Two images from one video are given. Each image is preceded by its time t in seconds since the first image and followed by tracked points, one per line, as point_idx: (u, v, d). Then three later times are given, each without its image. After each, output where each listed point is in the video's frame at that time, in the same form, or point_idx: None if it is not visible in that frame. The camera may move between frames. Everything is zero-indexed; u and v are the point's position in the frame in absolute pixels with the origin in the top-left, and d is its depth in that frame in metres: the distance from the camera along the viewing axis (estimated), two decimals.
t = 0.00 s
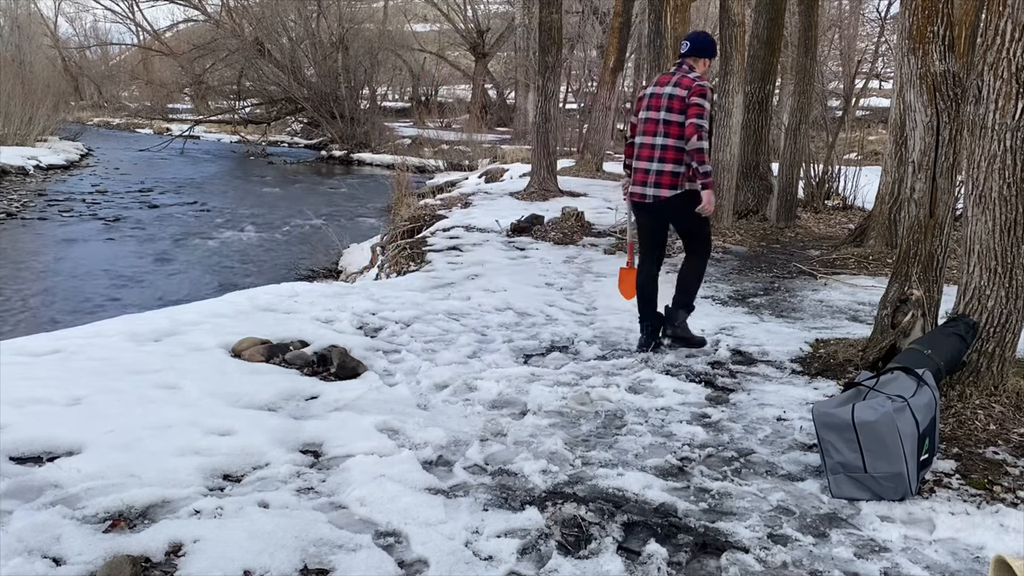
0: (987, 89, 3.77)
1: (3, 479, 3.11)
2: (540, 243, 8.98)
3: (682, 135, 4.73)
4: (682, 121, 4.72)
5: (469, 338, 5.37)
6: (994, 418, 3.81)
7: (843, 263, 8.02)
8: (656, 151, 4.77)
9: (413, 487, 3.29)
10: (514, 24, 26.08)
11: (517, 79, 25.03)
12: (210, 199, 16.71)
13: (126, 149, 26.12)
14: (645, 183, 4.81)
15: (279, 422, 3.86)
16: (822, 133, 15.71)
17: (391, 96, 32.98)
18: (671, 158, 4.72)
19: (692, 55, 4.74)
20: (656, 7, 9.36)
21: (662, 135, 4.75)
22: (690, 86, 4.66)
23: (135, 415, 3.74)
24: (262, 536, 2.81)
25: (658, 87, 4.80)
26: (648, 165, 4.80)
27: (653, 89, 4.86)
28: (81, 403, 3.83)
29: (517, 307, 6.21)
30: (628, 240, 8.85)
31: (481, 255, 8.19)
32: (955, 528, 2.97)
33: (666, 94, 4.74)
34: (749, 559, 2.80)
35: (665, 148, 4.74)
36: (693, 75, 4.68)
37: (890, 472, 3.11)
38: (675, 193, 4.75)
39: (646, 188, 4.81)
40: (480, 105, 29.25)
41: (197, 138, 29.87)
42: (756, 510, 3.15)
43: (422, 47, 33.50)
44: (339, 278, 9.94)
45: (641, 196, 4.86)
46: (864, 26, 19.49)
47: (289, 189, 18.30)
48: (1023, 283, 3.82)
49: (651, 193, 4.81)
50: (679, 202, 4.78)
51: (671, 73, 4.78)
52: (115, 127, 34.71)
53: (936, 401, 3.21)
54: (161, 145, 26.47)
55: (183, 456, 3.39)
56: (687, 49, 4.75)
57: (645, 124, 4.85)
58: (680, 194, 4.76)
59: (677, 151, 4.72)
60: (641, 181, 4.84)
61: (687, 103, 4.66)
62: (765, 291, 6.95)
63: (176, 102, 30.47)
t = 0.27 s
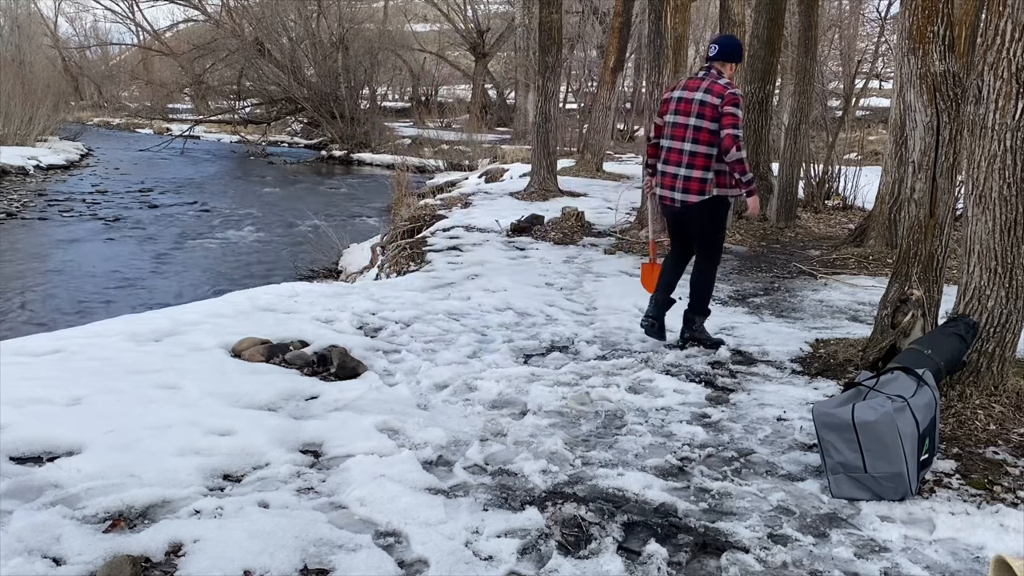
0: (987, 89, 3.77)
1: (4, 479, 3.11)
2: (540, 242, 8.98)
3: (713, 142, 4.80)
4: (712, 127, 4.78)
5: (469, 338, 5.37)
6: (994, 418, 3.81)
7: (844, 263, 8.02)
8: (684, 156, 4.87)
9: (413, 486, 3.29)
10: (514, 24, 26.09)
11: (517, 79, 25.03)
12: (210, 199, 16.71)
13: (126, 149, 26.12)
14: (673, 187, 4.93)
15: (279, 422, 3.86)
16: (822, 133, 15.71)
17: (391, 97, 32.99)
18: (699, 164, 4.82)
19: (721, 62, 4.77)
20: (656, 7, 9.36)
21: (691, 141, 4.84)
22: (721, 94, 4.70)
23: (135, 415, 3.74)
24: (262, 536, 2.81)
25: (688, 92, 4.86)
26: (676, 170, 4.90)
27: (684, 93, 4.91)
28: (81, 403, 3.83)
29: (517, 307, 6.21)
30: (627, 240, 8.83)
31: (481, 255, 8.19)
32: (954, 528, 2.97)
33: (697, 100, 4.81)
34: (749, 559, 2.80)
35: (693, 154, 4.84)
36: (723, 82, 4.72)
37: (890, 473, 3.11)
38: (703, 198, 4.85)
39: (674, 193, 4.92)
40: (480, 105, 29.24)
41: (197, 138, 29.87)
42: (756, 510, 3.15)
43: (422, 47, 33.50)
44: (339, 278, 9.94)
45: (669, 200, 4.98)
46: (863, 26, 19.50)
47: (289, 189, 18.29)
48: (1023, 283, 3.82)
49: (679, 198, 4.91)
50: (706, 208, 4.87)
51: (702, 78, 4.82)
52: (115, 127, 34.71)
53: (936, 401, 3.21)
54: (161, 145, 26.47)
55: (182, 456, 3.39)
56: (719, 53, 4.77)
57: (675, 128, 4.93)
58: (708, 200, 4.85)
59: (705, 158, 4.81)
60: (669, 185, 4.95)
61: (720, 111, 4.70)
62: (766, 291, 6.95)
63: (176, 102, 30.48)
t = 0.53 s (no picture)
0: (987, 89, 3.77)
1: (3, 479, 3.11)
2: (540, 243, 8.98)
3: (718, 138, 4.82)
4: (718, 124, 4.82)
5: (469, 338, 5.37)
6: (995, 418, 3.81)
7: (843, 263, 8.03)
8: (690, 152, 4.92)
9: (413, 486, 3.29)
10: (514, 24, 26.10)
11: (517, 79, 25.04)
12: (210, 199, 16.71)
13: (126, 149, 26.12)
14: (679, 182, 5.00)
15: (279, 421, 3.86)
16: (823, 133, 15.71)
17: (391, 97, 33.01)
18: (702, 160, 4.86)
19: (738, 62, 4.77)
20: (655, 8, 9.39)
21: (697, 137, 4.89)
22: (727, 92, 4.73)
23: (135, 415, 3.74)
24: (262, 536, 2.81)
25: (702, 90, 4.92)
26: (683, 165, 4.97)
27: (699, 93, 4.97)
28: (81, 403, 3.83)
29: (517, 307, 6.21)
30: (627, 240, 8.81)
31: (481, 255, 8.19)
32: (954, 528, 2.97)
33: (706, 97, 4.86)
34: (749, 559, 2.80)
35: (698, 150, 4.88)
36: (732, 80, 4.74)
37: (890, 473, 3.11)
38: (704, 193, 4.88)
39: (680, 187, 4.99)
40: (480, 105, 29.24)
41: (197, 138, 29.87)
42: (756, 510, 3.15)
43: (422, 47, 33.49)
44: (339, 278, 9.95)
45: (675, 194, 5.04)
46: (863, 27, 19.51)
47: (289, 189, 18.30)
48: (1023, 283, 3.82)
49: (684, 192, 4.96)
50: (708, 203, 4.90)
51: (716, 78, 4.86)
52: (115, 127, 34.72)
53: (936, 402, 3.21)
54: (161, 145, 26.48)
55: (183, 456, 3.39)
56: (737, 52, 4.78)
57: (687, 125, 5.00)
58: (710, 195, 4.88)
59: (709, 153, 4.84)
60: (676, 180, 5.03)
61: (725, 108, 4.73)
62: (765, 291, 6.95)
63: (176, 102, 30.49)
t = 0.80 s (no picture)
0: (987, 89, 3.77)
1: (4, 479, 3.11)
2: (540, 243, 8.98)
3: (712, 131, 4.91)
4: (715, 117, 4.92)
5: (469, 338, 5.37)
6: (995, 418, 3.81)
7: (844, 263, 8.03)
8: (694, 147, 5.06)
9: (413, 486, 3.29)
10: (514, 24, 26.12)
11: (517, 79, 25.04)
12: (210, 199, 16.71)
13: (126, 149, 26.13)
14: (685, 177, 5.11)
15: (279, 422, 3.86)
16: (823, 133, 15.71)
17: (391, 97, 33.02)
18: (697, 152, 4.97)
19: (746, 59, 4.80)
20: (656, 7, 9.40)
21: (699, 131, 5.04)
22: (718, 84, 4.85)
23: (135, 415, 3.74)
24: (262, 536, 2.81)
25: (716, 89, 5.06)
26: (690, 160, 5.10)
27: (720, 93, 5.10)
28: (81, 403, 3.83)
29: (517, 307, 6.21)
30: (627, 240, 8.81)
31: (481, 255, 8.20)
32: (955, 528, 2.97)
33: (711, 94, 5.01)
34: (749, 559, 2.80)
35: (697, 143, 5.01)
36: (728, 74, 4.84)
37: (890, 473, 3.11)
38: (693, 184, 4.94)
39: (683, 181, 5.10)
40: (480, 105, 29.24)
41: (197, 138, 29.87)
42: (756, 510, 3.15)
43: (422, 47, 33.50)
44: (339, 278, 9.96)
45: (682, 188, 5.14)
46: (864, 26, 19.52)
47: (289, 189, 18.30)
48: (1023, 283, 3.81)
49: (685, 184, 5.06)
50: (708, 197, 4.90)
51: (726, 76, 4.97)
52: (115, 127, 34.70)
53: (936, 401, 3.21)
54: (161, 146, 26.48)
55: (183, 456, 3.39)
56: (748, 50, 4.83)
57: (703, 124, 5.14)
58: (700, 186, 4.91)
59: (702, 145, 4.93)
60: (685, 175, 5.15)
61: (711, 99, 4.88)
62: (765, 291, 6.95)
63: (176, 102, 30.51)
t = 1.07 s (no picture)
0: (987, 89, 3.77)
1: (4, 479, 3.12)
2: (540, 243, 8.98)
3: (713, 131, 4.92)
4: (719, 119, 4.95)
5: (469, 338, 5.37)
6: (994, 418, 3.81)
7: (844, 263, 8.03)
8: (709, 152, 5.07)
9: (413, 486, 3.29)
10: (514, 24, 26.12)
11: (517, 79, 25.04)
12: (210, 199, 16.71)
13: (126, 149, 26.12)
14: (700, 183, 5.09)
15: (279, 422, 3.86)
16: (823, 132, 15.71)
17: (391, 97, 33.03)
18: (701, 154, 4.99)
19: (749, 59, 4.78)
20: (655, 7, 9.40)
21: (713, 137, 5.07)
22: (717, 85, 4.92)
23: (135, 415, 3.74)
24: (262, 536, 2.81)
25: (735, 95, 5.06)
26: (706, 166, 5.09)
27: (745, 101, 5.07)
28: (81, 403, 3.83)
29: (517, 307, 6.21)
30: (627, 240, 8.80)
31: (482, 255, 8.20)
32: (955, 528, 2.97)
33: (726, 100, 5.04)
34: (749, 559, 2.80)
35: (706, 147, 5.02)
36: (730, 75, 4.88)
37: (890, 473, 3.11)
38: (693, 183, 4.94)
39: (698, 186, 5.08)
40: (480, 105, 29.24)
41: (197, 138, 29.87)
42: (756, 510, 3.15)
43: (422, 47, 33.50)
44: (339, 277, 9.97)
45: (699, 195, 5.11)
46: (864, 27, 19.53)
47: (289, 189, 18.30)
48: (1023, 283, 3.81)
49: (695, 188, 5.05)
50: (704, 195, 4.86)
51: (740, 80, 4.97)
52: (114, 127, 34.69)
53: (936, 401, 3.21)
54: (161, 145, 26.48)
55: (183, 456, 3.39)
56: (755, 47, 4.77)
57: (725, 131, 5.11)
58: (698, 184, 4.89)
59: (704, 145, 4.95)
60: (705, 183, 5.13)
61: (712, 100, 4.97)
62: (765, 291, 6.95)
63: (176, 102, 30.51)
